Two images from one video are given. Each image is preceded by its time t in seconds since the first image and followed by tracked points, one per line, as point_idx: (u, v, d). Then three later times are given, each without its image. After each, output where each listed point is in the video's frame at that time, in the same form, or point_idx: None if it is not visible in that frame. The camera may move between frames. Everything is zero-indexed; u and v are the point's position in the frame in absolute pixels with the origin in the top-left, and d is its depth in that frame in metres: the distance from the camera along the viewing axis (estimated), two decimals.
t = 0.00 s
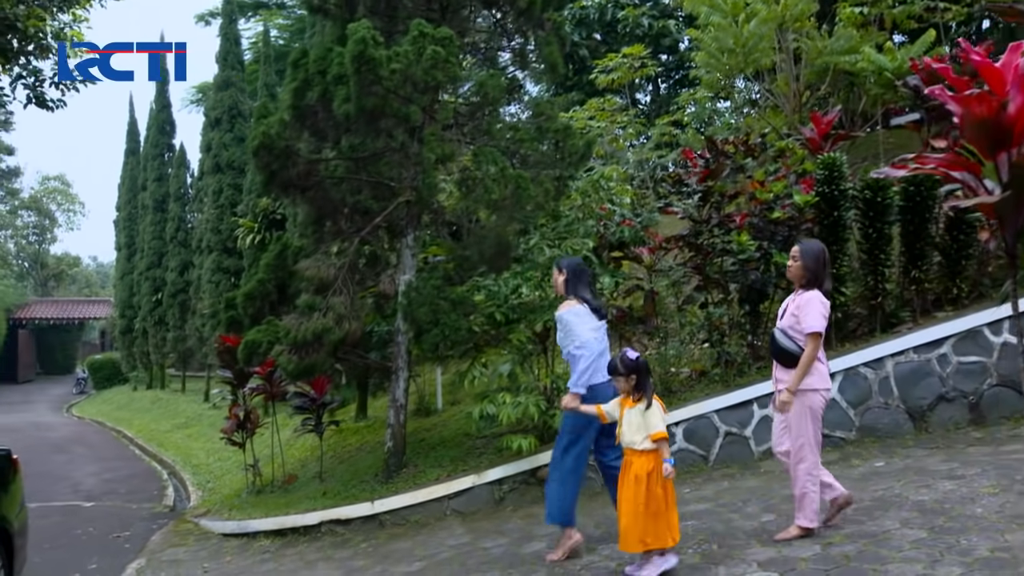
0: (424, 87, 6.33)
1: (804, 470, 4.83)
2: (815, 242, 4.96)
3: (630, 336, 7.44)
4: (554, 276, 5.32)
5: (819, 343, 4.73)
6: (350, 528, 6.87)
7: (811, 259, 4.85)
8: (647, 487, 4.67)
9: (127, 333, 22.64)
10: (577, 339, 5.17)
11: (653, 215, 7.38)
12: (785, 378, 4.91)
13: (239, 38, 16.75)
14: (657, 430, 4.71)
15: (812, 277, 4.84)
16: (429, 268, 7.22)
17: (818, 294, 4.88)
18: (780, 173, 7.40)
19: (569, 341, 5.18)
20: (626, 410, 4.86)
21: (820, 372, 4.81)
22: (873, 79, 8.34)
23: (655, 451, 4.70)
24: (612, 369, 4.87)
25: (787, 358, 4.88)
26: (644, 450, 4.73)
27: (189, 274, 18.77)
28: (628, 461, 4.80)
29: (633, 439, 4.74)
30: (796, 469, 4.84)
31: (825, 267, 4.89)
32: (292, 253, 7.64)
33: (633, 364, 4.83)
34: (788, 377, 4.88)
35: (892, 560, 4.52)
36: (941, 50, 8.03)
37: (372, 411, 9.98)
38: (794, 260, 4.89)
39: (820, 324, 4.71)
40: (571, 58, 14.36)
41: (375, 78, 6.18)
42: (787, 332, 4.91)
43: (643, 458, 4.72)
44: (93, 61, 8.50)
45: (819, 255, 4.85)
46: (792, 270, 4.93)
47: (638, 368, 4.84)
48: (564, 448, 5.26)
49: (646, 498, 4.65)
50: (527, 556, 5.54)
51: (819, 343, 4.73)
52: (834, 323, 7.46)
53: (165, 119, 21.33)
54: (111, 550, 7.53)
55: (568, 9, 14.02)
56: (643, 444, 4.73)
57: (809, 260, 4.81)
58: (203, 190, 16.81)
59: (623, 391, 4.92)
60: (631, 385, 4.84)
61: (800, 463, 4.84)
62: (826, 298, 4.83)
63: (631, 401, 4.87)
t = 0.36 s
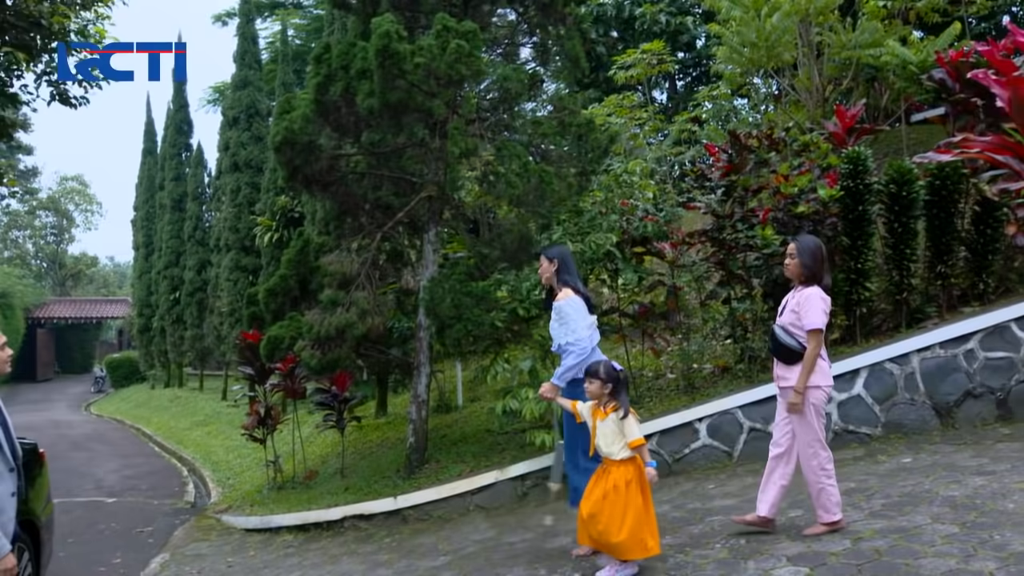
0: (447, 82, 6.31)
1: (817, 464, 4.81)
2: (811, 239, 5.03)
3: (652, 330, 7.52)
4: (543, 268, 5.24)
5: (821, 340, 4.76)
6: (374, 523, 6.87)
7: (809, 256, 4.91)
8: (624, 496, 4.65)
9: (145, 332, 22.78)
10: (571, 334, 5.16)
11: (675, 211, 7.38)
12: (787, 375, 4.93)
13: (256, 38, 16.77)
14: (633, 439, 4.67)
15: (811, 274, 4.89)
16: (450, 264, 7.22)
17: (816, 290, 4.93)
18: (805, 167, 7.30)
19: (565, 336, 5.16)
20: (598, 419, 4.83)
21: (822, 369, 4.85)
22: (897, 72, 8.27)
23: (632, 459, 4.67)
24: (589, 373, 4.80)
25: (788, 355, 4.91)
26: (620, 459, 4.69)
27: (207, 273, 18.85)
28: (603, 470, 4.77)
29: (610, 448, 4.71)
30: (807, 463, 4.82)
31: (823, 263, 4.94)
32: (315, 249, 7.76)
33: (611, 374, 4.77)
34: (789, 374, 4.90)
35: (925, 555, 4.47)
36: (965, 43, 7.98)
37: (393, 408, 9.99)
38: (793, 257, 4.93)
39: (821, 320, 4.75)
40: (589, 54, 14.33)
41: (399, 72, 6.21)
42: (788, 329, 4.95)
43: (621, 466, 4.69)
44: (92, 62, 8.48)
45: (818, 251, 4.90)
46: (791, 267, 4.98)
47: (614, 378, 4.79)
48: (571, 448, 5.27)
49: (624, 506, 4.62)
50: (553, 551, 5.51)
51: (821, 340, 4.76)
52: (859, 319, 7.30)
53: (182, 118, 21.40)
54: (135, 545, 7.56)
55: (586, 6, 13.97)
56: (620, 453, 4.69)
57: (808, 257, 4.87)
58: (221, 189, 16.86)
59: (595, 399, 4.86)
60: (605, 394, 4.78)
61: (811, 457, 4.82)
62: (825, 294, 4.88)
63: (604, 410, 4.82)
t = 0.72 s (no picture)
0: (472, 76, 6.31)
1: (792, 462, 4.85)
2: (802, 240, 5.03)
3: (676, 327, 7.45)
4: (538, 274, 5.23)
5: (812, 340, 4.84)
6: (397, 519, 6.87)
7: (800, 256, 4.92)
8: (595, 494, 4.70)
9: (164, 331, 22.91)
10: (566, 339, 5.17)
11: (699, 205, 7.32)
12: (774, 375, 4.95)
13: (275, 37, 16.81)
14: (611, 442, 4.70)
15: (802, 274, 4.90)
16: (473, 260, 7.21)
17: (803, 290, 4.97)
18: (831, 161, 7.27)
19: (560, 341, 5.17)
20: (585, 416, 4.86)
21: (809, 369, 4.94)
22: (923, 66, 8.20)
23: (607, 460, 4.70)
24: (575, 375, 4.81)
25: (776, 355, 4.92)
26: (597, 459, 4.73)
27: (226, 271, 18.92)
28: (582, 467, 4.81)
29: (589, 446, 4.74)
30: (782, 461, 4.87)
31: (814, 263, 4.95)
32: (338, 246, 7.75)
33: (597, 373, 4.79)
34: (777, 374, 4.93)
35: (958, 550, 4.42)
36: (992, 35, 7.91)
37: (414, 405, 10.00)
38: (784, 258, 4.94)
39: (813, 320, 4.81)
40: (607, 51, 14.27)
41: (424, 67, 6.20)
42: (776, 329, 4.95)
43: (595, 465, 4.73)
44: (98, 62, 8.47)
45: (809, 252, 4.89)
46: (782, 268, 4.98)
47: (602, 377, 4.81)
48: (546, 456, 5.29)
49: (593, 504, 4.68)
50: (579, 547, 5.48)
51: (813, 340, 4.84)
52: (885, 315, 7.25)
53: (200, 118, 21.49)
54: (160, 540, 7.60)
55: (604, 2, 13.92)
56: (597, 453, 4.73)
57: (802, 257, 4.88)
58: (240, 188, 16.93)
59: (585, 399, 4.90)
60: (593, 395, 4.81)
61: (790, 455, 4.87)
62: (814, 294, 4.94)
63: (591, 410, 4.86)
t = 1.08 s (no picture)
0: (494, 71, 6.31)
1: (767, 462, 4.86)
2: (791, 239, 5.04)
3: (697, 323, 7.36)
4: (504, 273, 5.09)
5: (801, 338, 4.80)
6: (419, 514, 6.87)
7: (789, 255, 4.95)
8: (582, 491, 4.81)
9: (181, 330, 23.02)
10: (546, 326, 5.11)
11: (720, 202, 7.18)
12: (763, 372, 4.94)
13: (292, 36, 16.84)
14: (600, 441, 4.78)
15: (790, 272, 4.90)
16: (494, 257, 7.21)
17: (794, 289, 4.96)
18: (855, 156, 7.24)
19: (540, 328, 5.11)
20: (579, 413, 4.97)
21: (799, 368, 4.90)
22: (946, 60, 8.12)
23: (594, 459, 4.79)
24: (577, 367, 4.97)
25: (765, 353, 4.92)
26: (585, 455, 4.84)
27: (243, 270, 18.99)
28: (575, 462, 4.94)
29: (579, 442, 4.86)
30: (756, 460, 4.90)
31: (802, 262, 4.95)
32: (358, 242, 7.79)
33: (599, 367, 4.96)
34: (766, 372, 4.92)
35: (989, 546, 4.37)
36: (1017, 28, 7.84)
37: (433, 402, 10.01)
38: (772, 256, 4.96)
39: (801, 317, 4.78)
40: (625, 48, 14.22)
41: (447, 62, 6.21)
42: (766, 328, 4.96)
43: (584, 461, 4.84)
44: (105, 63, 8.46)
45: (797, 249, 4.90)
46: (771, 267, 5.00)
47: (604, 372, 4.97)
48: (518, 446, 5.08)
49: (580, 501, 4.79)
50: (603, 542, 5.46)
51: (803, 337, 4.80)
52: (909, 311, 7.17)
53: (217, 118, 21.55)
54: (182, 535, 7.62)
55: None
56: (586, 449, 4.83)
57: (790, 255, 4.88)
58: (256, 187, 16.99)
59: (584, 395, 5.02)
60: (592, 389, 4.94)
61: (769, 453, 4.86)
62: (803, 293, 4.92)
63: (587, 405, 4.95)
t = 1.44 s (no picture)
0: (515, 66, 6.32)
1: (755, 467, 4.92)
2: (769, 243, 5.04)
3: (718, 320, 7.23)
4: (480, 276, 5.12)
5: (771, 345, 4.84)
6: (439, 511, 6.87)
7: (766, 262, 4.93)
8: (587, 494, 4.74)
9: (197, 329, 23.14)
10: (517, 338, 5.04)
11: (741, 197, 7.18)
12: (738, 377, 5.02)
13: (307, 36, 16.88)
14: (598, 437, 4.75)
15: (764, 279, 4.92)
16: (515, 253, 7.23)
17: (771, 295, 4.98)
18: (877, 151, 7.16)
19: (511, 339, 5.04)
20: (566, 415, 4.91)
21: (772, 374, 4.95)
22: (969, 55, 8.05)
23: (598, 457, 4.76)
24: (563, 368, 4.95)
25: (740, 358, 5.00)
26: (587, 456, 4.78)
27: (259, 269, 19.05)
28: (570, 466, 4.84)
29: (579, 445, 4.79)
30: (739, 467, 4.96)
31: (778, 267, 4.94)
32: (377, 239, 7.86)
33: (585, 367, 4.92)
34: (739, 377, 5.00)
35: (1020, 542, 4.33)
36: None
37: (450, 400, 10.03)
38: (746, 263, 4.99)
39: (772, 325, 4.82)
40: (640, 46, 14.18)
41: (469, 58, 6.21)
42: (742, 334, 5.03)
43: (587, 462, 4.78)
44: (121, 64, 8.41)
45: (769, 255, 4.89)
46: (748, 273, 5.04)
47: (589, 373, 4.94)
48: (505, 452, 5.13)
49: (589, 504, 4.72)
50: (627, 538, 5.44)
51: (773, 345, 4.83)
52: (932, 308, 7.15)
53: (232, 118, 21.63)
54: (202, 532, 7.65)
55: None
56: (588, 452, 4.78)
57: (766, 263, 4.89)
58: (272, 186, 17.03)
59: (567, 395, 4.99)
60: (578, 388, 4.92)
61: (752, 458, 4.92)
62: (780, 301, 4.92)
63: (575, 406, 4.92)
